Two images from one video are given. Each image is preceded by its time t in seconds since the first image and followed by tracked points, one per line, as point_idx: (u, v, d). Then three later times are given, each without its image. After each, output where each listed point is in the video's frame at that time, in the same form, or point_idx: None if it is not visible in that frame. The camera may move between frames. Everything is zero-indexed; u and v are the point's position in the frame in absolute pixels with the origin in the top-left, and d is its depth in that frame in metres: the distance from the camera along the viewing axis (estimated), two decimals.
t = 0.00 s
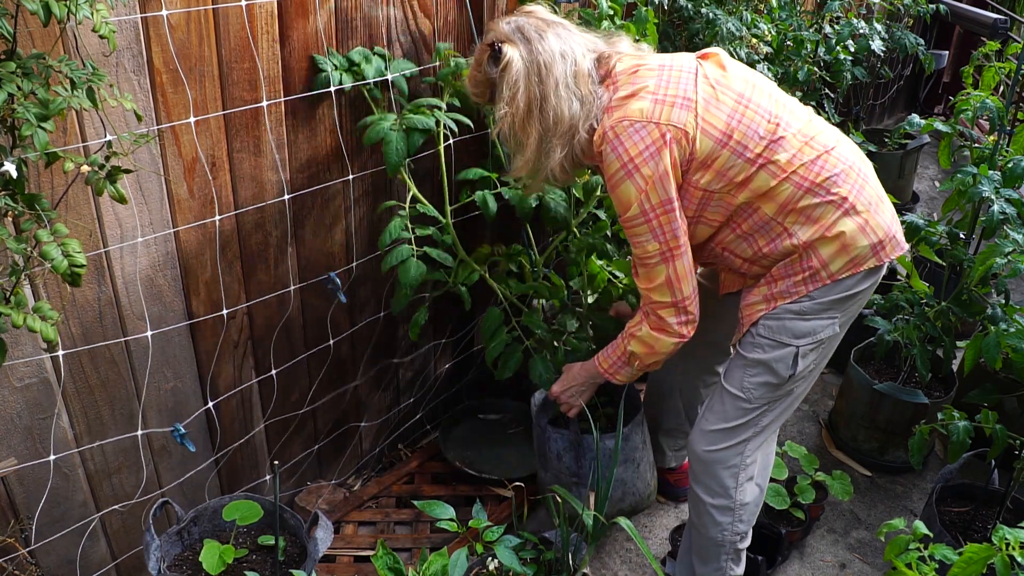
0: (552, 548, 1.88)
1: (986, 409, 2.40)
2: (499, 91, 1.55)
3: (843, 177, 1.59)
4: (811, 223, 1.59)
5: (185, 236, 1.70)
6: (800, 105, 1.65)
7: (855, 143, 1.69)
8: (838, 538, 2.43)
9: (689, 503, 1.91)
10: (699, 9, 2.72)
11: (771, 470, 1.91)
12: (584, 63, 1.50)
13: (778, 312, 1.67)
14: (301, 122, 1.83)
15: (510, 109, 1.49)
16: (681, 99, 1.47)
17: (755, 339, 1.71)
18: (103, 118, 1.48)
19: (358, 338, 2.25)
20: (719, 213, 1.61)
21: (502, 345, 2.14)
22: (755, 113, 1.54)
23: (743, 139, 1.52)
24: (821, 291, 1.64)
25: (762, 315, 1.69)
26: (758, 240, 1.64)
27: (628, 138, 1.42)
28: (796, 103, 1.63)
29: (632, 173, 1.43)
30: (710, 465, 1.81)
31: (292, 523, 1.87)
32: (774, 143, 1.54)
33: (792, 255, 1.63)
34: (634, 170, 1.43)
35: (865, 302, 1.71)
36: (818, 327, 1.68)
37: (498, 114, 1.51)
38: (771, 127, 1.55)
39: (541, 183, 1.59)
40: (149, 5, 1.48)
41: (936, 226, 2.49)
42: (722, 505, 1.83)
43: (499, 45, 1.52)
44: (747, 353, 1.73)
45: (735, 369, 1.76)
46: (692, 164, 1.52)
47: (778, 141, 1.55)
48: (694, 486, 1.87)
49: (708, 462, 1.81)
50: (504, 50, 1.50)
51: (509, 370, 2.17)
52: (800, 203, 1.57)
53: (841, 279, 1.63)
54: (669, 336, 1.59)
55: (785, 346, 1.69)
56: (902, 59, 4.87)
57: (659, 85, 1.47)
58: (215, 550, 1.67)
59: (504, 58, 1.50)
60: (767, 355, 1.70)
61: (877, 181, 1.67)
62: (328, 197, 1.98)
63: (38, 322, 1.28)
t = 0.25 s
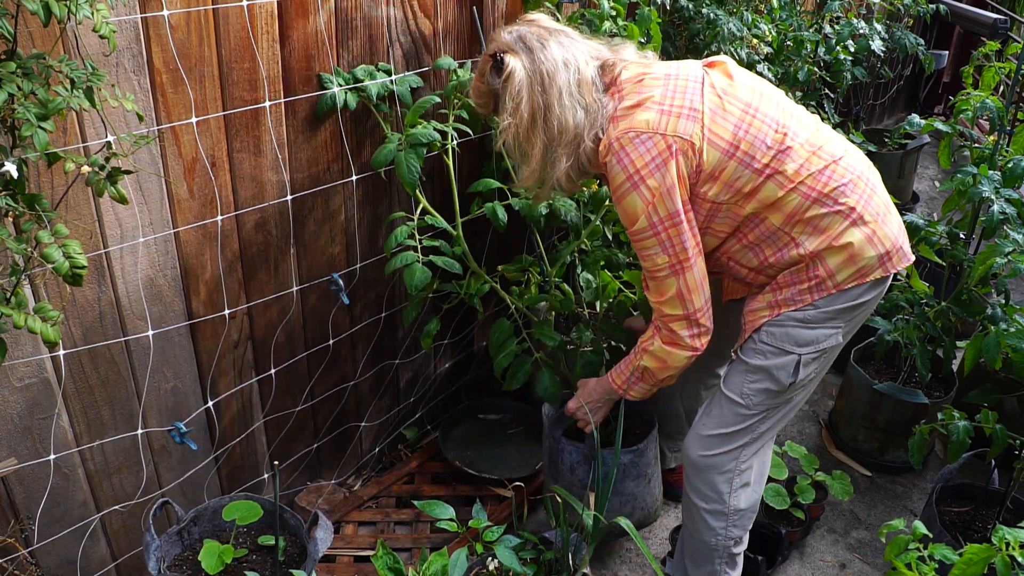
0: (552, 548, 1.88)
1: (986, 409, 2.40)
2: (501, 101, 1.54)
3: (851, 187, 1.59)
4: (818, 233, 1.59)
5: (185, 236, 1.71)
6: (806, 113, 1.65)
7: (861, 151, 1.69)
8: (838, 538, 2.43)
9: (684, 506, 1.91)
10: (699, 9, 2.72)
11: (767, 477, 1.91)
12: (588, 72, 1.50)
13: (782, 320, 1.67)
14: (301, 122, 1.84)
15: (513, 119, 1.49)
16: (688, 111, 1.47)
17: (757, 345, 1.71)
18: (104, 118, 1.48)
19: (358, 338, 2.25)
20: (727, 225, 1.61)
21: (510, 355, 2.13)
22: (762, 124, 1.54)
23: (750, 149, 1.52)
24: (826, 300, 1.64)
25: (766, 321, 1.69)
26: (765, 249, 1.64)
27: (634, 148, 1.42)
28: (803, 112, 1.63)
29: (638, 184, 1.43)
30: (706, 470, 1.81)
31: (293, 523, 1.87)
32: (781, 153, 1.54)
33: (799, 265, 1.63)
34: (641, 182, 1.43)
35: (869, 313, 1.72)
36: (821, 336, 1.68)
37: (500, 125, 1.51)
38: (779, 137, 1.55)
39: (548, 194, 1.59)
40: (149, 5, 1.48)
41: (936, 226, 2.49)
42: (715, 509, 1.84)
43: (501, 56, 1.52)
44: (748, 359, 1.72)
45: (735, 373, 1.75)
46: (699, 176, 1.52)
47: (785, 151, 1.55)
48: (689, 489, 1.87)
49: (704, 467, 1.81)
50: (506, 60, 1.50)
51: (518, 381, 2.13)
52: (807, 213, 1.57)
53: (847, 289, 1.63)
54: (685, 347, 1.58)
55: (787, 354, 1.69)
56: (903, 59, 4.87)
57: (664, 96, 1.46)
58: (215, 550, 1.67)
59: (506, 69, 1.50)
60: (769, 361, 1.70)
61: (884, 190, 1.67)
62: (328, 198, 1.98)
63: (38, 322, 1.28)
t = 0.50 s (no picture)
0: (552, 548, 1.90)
1: (986, 409, 2.40)
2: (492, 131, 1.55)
3: (849, 187, 1.59)
4: (818, 237, 1.59)
5: (185, 236, 1.71)
6: (799, 116, 1.65)
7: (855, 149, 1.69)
8: (838, 538, 2.43)
9: (686, 507, 1.92)
10: (699, 9, 2.72)
11: (771, 478, 1.91)
12: (576, 93, 1.50)
13: (784, 321, 1.67)
14: (301, 122, 1.84)
15: (507, 148, 1.49)
16: (680, 123, 1.47)
17: (760, 347, 1.71)
18: (104, 118, 1.48)
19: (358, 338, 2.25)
20: (727, 233, 1.61)
21: (513, 390, 2.14)
22: (756, 129, 1.54)
23: (746, 156, 1.52)
24: (828, 301, 1.64)
25: (768, 323, 1.69)
26: (765, 254, 1.64)
27: (629, 164, 1.42)
28: (795, 115, 1.63)
29: (636, 201, 1.43)
30: (709, 472, 1.81)
31: (292, 523, 1.87)
32: (777, 158, 1.54)
33: (800, 269, 1.63)
34: (637, 199, 1.43)
35: (872, 312, 1.72)
36: (824, 337, 1.68)
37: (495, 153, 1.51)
38: (773, 142, 1.55)
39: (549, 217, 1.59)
40: (149, 5, 1.48)
41: (936, 226, 2.49)
42: (718, 511, 1.84)
43: (488, 84, 1.53)
44: (751, 361, 1.72)
45: (738, 375, 1.75)
46: (697, 186, 1.52)
47: (781, 156, 1.55)
48: (692, 491, 1.87)
49: (706, 469, 1.81)
50: (495, 90, 1.50)
51: (520, 416, 2.15)
52: (807, 216, 1.57)
53: (850, 289, 1.63)
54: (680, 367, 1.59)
55: (790, 355, 1.68)
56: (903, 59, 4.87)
57: (655, 109, 1.46)
58: (215, 550, 1.67)
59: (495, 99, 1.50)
60: (772, 363, 1.70)
61: (882, 187, 1.68)
62: (328, 198, 1.98)
63: (38, 322, 1.28)
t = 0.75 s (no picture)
0: (551, 548, 1.94)
1: (986, 409, 2.40)
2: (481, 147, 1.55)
3: (845, 192, 1.59)
4: (814, 242, 1.59)
5: (185, 236, 1.70)
6: (792, 121, 1.65)
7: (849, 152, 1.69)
8: (838, 538, 2.43)
9: (681, 509, 1.92)
10: (699, 9, 2.72)
11: (766, 482, 1.91)
12: (566, 108, 1.48)
13: (781, 326, 1.66)
14: (301, 122, 1.84)
15: (495, 168, 1.51)
16: (673, 130, 1.46)
17: (756, 352, 1.70)
18: (104, 118, 1.48)
19: (358, 338, 2.25)
20: (723, 239, 1.61)
21: (534, 404, 2.17)
22: (750, 135, 1.53)
23: (740, 164, 1.52)
24: (826, 307, 1.64)
25: (764, 327, 1.68)
26: (762, 261, 1.64)
27: (623, 173, 1.40)
28: (788, 120, 1.63)
29: (630, 212, 1.41)
30: (703, 476, 1.81)
31: (293, 523, 1.87)
32: (772, 165, 1.54)
33: (797, 276, 1.63)
34: (632, 209, 1.41)
35: (870, 317, 1.71)
36: (821, 342, 1.67)
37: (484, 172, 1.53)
38: (768, 149, 1.54)
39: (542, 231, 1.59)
40: (149, 5, 1.48)
41: (936, 226, 2.49)
42: (712, 514, 1.84)
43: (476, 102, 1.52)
44: (747, 366, 1.72)
45: (734, 379, 1.75)
46: (692, 194, 1.51)
47: (776, 162, 1.55)
48: (687, 494, 1.87)
49: (701, 473, 1.81)
50: (481, 110, 1.49)
51: (543, 429, 2.19)
52: (803, 222, 1.57)
53: (847, 295, 1.63)
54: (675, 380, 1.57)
55: (785, 361, 1.68)
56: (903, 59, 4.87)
57: (648, 117, 1.45)
58: (215, 550, 1.67)
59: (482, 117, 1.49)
60: (768, 368, 1.69)
61: (878, 190, 1.68)
62: (328, 198, 1.98)
63: (38, 323, 1.27)
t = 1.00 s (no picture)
0: (552, 548, 1.96)
1: (986, 409, 2.40)
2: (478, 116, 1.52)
3: (845, 202, 1.59)
4: (812, 249, 1.59)
5: (185, 236, 1.70)
6: (801, 124, 1.63)
7: (853, 159, 1.69)
8: (838, 538, 2.43)
9: (670, 510, 1.92)
10: (699, 9, 2.72)
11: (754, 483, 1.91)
12: (574, 84, 1.45)
13: (772, 329, 1.67)
14: (301, 122, 1.84)
15: (490, 138, 1.49)
16: (684, 128, 1.44)
17: (745, 353, 1.70)
18: (104, 118, 1.48)
19: (358, 338, 2.25)
20: (719, 238, 1.62)
21: (539, 405, 2.16)
22: (758, 138, 1.52)
23: (746, 166, 1.51)
24: (817, 311, 1.65)
25: (754, 329, 1.69)
26: (757, 261, 1.64)
27: (628, 170, 1.39)
28: (797, 122, 1.62)
29: (632, 208, 1.41)
30: (692, 477, 1.81)
31: (293, 523, 1.87)
32: (778, 170, 1.54)
33: (792, 280, 1.63)
34: (633, 205, 1.40)
35: (857, 323, 1.73)
36: (810, 346, 1.68)
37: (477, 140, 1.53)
38: (775, 152, 1.54)
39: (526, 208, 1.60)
40: (149, 5, 1.48)
41: (936, 226, 2.49)
42: (700, 515, 1.84)
43: (479, 67, 1.48)
44: (735, 367, 1.72)
45: (722, 380, 1.75)
46: (694, 195, 1.51)
47: (782, 167, 1.54)
48: (675, 495, 1.87)
49: (689, 473, 1.81)
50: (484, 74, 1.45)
51: (547, 431, 2.18)
52: (803, 227, 1.57)
53: (839, 301, 1.64)
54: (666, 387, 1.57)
55: (775, 363, 1.68)
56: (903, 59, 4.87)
57: (659, 112, 1.43)
58: (215, 550, 1.67)
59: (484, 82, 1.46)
60: (757, 370, 1.69)
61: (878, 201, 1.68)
62: (328, 198, 1.98)
63: (38, 322, 1.27)
